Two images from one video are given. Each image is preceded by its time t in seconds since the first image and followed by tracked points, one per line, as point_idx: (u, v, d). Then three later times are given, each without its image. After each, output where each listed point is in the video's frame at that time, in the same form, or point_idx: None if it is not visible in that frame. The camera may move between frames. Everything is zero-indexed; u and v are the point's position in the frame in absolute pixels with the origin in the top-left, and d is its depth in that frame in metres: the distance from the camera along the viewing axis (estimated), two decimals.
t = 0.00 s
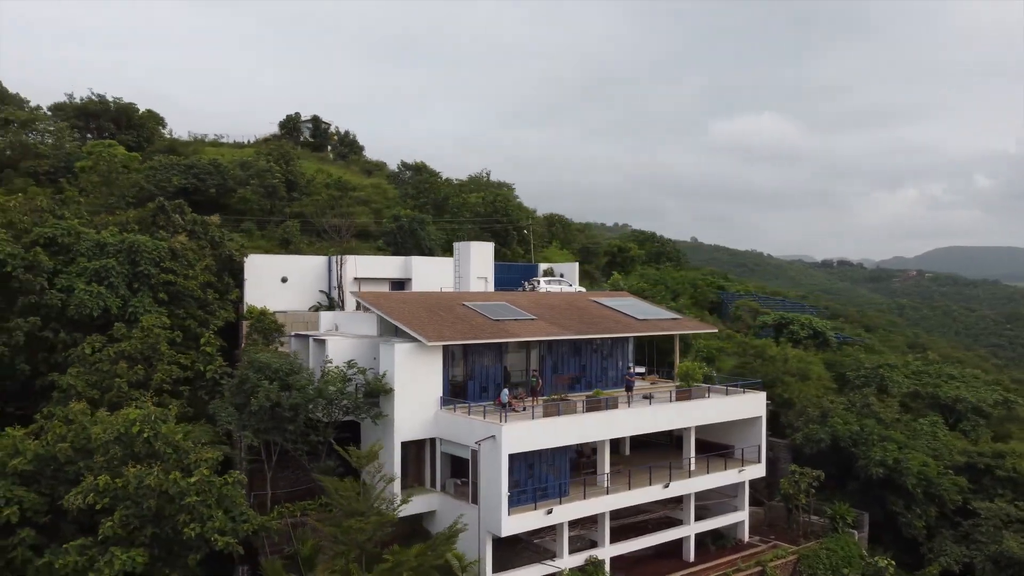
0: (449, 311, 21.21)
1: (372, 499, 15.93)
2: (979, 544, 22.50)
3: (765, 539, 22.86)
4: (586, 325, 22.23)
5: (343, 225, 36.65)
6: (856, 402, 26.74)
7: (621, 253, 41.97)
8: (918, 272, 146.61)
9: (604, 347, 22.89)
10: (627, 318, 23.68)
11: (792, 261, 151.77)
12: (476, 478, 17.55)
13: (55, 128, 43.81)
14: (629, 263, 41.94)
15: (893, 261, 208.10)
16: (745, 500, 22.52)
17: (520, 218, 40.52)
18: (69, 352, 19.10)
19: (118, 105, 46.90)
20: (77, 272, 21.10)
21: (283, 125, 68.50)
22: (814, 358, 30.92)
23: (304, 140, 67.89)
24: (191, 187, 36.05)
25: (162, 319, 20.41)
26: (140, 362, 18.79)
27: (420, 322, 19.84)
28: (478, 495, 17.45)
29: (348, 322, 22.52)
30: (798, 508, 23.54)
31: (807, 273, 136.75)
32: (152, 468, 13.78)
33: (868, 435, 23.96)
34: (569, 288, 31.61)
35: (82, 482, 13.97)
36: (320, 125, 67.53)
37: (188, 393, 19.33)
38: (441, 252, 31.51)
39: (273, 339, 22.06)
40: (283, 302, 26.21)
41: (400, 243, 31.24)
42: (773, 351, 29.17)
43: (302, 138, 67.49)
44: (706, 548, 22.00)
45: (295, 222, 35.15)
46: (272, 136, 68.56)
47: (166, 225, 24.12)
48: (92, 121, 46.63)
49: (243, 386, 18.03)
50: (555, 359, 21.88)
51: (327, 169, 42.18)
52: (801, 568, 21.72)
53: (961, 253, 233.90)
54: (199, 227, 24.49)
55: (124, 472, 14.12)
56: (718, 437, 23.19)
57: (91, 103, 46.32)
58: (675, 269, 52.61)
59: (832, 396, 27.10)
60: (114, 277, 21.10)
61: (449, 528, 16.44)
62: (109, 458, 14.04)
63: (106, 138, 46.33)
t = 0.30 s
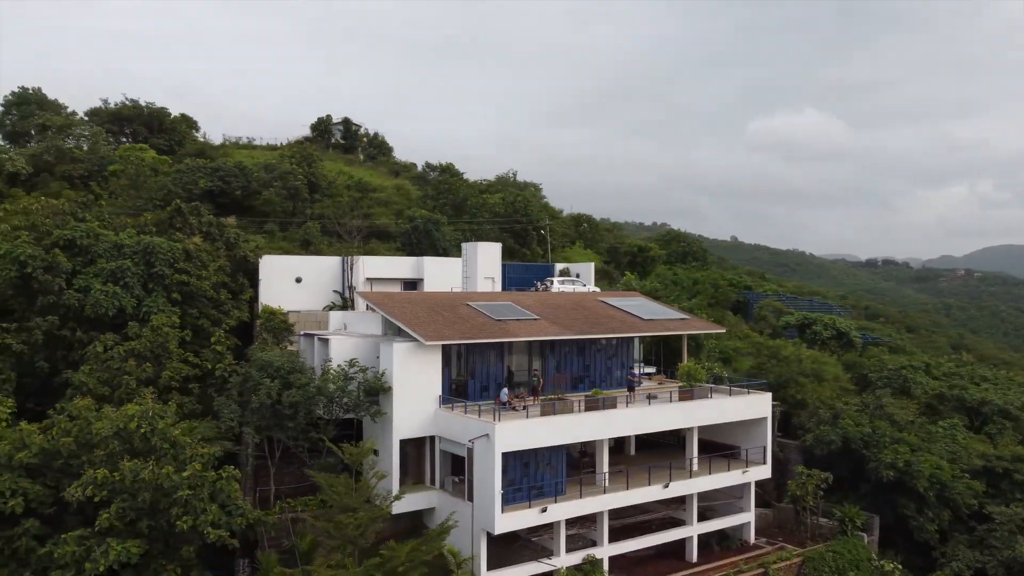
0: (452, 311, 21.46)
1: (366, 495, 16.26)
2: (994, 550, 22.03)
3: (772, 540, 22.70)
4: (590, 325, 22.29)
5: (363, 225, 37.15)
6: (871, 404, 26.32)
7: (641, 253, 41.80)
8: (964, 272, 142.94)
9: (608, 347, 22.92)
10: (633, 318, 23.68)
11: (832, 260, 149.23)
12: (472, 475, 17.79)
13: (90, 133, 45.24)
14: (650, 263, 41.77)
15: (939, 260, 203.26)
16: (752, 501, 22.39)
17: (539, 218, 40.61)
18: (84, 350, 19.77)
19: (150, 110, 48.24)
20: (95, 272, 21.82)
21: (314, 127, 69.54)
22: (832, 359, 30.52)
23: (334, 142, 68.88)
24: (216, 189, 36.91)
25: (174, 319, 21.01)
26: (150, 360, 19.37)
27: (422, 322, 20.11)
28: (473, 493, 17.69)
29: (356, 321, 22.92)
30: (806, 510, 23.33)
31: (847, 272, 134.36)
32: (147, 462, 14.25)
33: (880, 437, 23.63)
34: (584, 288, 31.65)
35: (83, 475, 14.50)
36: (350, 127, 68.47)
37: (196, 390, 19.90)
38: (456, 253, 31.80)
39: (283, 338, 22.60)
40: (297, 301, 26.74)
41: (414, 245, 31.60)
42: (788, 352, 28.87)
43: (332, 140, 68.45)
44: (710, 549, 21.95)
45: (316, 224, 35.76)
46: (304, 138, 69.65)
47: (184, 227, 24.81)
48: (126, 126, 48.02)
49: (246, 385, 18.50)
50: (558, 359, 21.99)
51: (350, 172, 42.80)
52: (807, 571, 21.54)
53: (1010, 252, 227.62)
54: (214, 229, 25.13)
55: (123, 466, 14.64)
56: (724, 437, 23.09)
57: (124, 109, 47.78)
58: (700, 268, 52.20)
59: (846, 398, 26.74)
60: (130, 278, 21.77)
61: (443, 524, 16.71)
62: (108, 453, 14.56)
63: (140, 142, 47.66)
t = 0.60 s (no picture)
0: (455, 311, 21.71)
1: (359, 491, 16.60)
2: (1006, 555, 21.57)
3: (777, 542, 22.54)
4: (593, 325, 22.36)
5: (382, 227, 37.65)
6: (885, 406, 25.93)
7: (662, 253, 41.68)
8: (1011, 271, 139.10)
9: (612, 347, 22.98)
10: (638, 317, 23.69)
11: (873, 259, 146.34)
12: (466, 473, 18.04)
13: (124, 137, 46.56)
14: (670, 263, 41.61)
15: (987, 258, 198.07)
16: (756, 502, 22.28)
17: (559, 219, 40.71)
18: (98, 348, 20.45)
19: (181, 114, 49.47)
20: (112, 273, 22.56)
21: (345, 130, 70.51)
22: (849, 360, 30.12)
23: (365, 144, 69.67)
24: (240, 190, 37.71)
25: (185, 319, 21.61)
26: (159, 358, 19.97)
27: (422, 321, 20.40)
28: (467, 490, 17.94)
29: (363, 320, 23.30)
30: (813, 512, 23.11)
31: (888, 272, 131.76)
32: (144, 456, 14.76)
33: (890, 440, 23.31)
34: (597, 287, 31.66)
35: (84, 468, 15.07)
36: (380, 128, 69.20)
37: (204, 387, 20.46)
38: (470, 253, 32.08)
39: (293, 338, 23.22)
40: (311, 301, 27.27)
41: (429, 246, 31.95)
42: (802, 353, 28.57)
43: (363, 142, 69.35)
44: (713, 551, 21.88)
45: (336, 225, 36.35)
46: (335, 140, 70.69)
47: (200, 228, 25.50)
48: (159, 130, 49.32)
49: (250, 383, 18.97)
50: (560, 359, 22.12)
51: (372, 173, 43.39)
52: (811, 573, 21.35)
53: None
54: (230, 231, 25.77)
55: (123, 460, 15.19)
56: (730, 438, 23.01)
57: (157, 113, 49.07)
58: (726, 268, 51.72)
59: (860, 400, 26.37)
60: (144, 278, 22.46)
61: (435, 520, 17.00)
62: (107, 447, 15.12)
63: (172, 145, 48.91)
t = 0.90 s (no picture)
0: (457, 310, 21.99)
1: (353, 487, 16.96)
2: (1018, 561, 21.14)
3: (782, 544, 22.38)
4: (595, 325, 22.47)
5: (401, 228, 38.10)
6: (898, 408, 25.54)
7: (682, 254, 41.46)
8: None
9: (615, 346, 23.06)
10: (642, 317, 23.71)
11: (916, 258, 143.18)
12: (461, 470, 18.32)
13: (156, 141, 47.80)
14: (691, 263, 41.37)
15: None
16: (760, 503, 22.18)
17: (578, 219, 40.76)
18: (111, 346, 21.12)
19: (212, 118, 50.61)
20: (128, 274, 23.28)
21: (375, 131, 71.34)
22: (866, 361, 29.70)
23: (395, 146, 70.44)
24: (264, 192, 38.50)
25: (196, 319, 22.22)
26: (169, 357, 20.56)
27: (423, 321, 20.72)
28: (462, 487, 18.22)
29: (371, 319, 23.66)
30: (820, 514, 22.90)
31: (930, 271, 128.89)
32: (142, 451, 15.28)
33: (900, 442, 23.00)
34: (610, 287, 31.67)
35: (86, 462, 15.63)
36: (409, 130, 69.91)
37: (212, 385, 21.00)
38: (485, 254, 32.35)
39: (302, 336, 24.37)
40: (325, 301, 27.74)
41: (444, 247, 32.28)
42: (816, 354, 28.27)
43: (392, 143, 70.09)
44: (716, 551, 21.83)
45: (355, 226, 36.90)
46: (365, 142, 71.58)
47: (216, 230, 26.17)
48: (190, 133, 50.51)
49: (254, 381, 19.45)
50: (562, 358, 22.27)
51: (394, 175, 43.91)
52: None
53: None
54: (244, 233, 26.39)
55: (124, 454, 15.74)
56: (734, 439, 22.94)
57: (188, 117, 50.29)
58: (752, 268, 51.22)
59: (873, 401, 26.02)
60: (159, 279, 23.14)
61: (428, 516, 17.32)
62: (109, 441, 15.67)
63: (202, 148, 50.05)
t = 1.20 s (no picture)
0: (458, 311, 22.27)
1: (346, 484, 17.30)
2: None
3: (786, 546, 22.23)
4: (596, 325, 22.58)
5: (420, 229, 38.55)
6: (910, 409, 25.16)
7: (702, 254, 41.28)
8: None
9: (617, 347, 23.15)
10: (645, 318, 23.75)
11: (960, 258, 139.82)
12: (456, 468, 18.59)
13: (186, 144, 49.03)
14: (711, 263, 41.17)
15: None
16: (764, 505, 22.07)
17: (597, 220, 40.82)
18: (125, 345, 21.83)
19: (241, 121, 51.72)
20: (144, 275, 24.04)
21: (404, 133, 72.11)
22: (882, 363, 29.29)
23: (423, 147, 71.11)
24: (286, 194, 39.26)
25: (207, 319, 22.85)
26: (179, 355, 21.20)
27: (424, 321, 21.05)
28: (457, 485, 18.49)
29: (377, 319, 24.09)
30: (825, 517, 22.69)
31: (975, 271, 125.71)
32: (141, 446, 15.85)
33: (908, 445, 22.71)
34: (623, 288, 31.66)
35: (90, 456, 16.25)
36: (438, 131, 70.52)
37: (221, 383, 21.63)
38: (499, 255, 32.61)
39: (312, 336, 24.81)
40: (337, 301, 28.32)
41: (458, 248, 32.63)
42: (829, 355, 27.96)
43: (420, 145, 70.79)
44: (717, 553, 21.76)
45: (374, 227, 37.46)
46: (394, 144, 72.37)
47: (231, 232, 26.85)
48: (220, 137, 51.69)
49: (257, 379, 19.94)
50: (563, 359, 22.41)
51: (416, 177, 44.43)
52: None
53: None
54: (258, 234, 27.03)
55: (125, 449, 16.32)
56: (737, 440, 22.85)
57: (218, 121, 51.45)
58: (778, 268, 50.69)
59: (885, 403, 25.67)
60: (173, 280, 23.85)
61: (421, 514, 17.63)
62: (111, 437, 16.27)
63: (231, 152, 51.18)
